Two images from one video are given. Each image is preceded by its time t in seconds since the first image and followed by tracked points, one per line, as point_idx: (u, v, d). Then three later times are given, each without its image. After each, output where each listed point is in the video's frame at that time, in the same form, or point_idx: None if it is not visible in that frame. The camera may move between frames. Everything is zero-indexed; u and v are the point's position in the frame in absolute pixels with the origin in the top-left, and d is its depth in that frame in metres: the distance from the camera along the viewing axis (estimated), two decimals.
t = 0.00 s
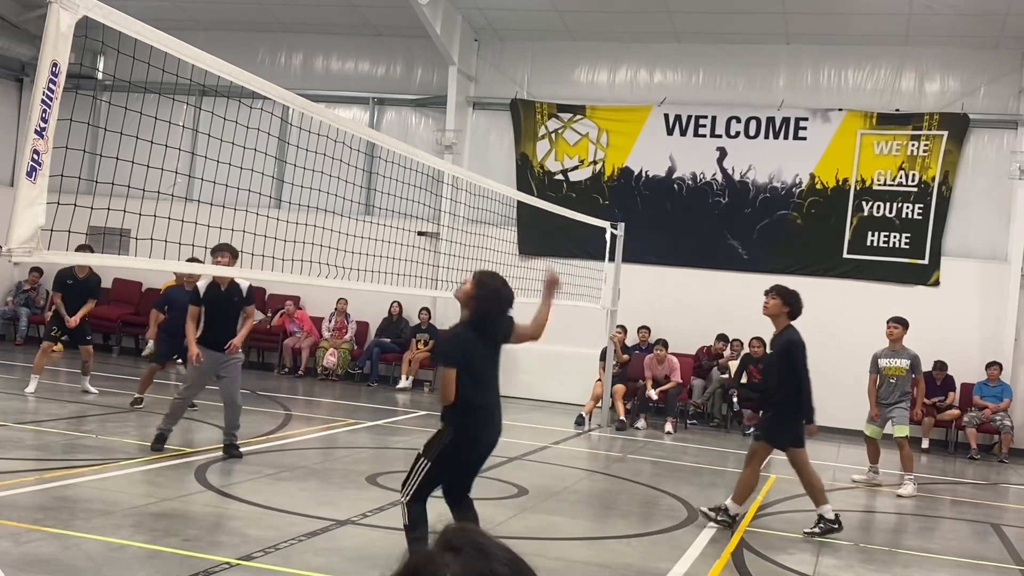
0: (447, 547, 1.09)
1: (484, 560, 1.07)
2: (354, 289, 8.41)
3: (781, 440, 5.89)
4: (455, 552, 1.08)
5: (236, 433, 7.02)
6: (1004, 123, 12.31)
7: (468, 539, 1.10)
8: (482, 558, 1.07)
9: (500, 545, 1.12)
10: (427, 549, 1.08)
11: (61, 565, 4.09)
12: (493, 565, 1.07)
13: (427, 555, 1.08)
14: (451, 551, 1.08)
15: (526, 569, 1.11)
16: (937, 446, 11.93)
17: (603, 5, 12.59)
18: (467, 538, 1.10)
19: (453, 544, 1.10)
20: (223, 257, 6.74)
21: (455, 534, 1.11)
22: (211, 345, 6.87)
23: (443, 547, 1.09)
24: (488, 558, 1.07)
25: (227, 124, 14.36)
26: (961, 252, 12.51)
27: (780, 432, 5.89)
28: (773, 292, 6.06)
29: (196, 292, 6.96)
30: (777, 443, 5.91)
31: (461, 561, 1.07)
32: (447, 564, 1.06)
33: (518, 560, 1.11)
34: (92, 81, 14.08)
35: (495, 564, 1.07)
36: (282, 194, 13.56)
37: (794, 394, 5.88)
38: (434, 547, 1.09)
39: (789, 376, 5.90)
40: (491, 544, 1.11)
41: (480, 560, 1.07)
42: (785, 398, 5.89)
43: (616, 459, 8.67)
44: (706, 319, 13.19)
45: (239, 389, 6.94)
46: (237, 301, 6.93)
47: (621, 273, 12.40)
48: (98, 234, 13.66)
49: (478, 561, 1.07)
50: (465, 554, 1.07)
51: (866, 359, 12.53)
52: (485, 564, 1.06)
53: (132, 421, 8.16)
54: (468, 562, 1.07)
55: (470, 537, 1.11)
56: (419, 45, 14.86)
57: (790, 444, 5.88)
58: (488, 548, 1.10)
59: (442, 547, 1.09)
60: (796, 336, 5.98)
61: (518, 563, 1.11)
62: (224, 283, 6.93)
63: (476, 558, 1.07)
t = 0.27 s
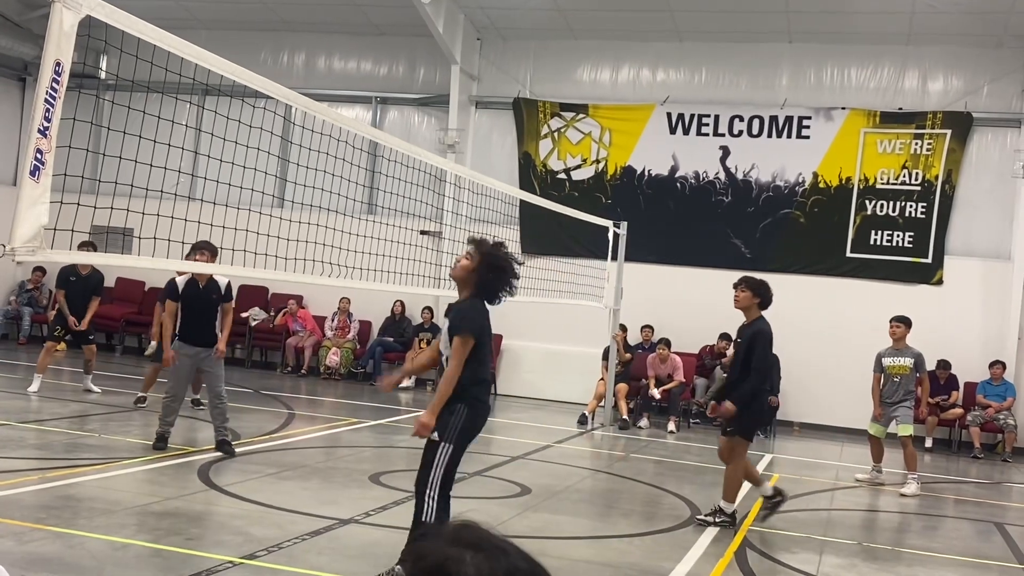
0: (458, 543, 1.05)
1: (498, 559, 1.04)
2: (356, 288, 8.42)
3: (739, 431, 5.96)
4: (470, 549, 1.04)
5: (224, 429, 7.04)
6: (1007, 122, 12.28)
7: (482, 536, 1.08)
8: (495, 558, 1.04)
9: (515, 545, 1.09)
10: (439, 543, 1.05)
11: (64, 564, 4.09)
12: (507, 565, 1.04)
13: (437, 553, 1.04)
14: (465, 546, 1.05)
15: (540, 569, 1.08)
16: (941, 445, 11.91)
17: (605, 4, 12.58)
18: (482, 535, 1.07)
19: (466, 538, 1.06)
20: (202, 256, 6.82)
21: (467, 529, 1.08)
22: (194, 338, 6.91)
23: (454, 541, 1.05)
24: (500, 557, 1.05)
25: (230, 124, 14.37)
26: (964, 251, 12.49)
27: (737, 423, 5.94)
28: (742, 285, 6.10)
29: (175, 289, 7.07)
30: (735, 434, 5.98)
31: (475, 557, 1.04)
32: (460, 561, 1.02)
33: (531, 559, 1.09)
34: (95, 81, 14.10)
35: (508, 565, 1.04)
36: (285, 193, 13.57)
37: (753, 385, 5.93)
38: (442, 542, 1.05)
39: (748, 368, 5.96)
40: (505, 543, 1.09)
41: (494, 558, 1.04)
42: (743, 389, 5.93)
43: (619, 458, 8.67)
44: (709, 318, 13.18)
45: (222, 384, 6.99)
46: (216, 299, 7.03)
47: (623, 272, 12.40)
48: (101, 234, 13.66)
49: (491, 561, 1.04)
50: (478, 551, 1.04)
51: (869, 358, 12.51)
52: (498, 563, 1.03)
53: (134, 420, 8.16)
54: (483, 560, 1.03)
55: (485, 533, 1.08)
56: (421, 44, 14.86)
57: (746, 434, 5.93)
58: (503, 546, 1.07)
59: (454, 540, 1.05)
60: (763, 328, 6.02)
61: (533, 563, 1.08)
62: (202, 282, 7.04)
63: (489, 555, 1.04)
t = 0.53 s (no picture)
0: (462, 538, 1.04)
1: (502, 555, 1.03)
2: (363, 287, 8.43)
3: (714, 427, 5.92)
4: (474, 544, 1.03)
5: (213, 425, 7.13)
6: (1014, 120, 12.24)
7: (486, 532, 1.07)
8: (500, 553, 1.03)
9: (521, 541, 1.09)
10: (444, 538, 1.04)
11: (73, 562, 4.11)
12: (512, 561, 1.03)
13: (440, 546, 1.03)
14: (469, 541, 1.04)
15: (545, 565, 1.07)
16: (948, 444, 11.88)
17: (610, 3, 12.57)
18: (487, 531, 1.06)
19: (469, 534, 1.06)
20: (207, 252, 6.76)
21: (470, 526, 1.08)
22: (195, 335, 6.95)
23: (456, 535, 1.04)
24: (507, 553, 1.04)
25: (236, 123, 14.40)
26: (971, 249, 12.45)
27: (710, 419, 5.89)
28: (722, 280, 6.05)
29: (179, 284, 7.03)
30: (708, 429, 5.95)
31: (478, 551, 1.03)
32: (463, 557, 1.01)
33: (536, 554, 1.08)
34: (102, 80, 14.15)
35: (513, 562, 1.03)
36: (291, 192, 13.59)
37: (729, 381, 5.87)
38: (444, 538, 1.04)
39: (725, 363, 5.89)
40: (509, 538, 1.08)
41: (499, 554, 1.03)
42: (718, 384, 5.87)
43: (625, 456, 8.67)
44: (715, 317, 13.16)
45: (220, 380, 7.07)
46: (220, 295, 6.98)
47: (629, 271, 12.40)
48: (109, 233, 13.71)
49: (495, 555, 1.03)
50: (482, 545, 1.03)
51: (876, 357, 12.49)
52: (502, 559, 1.03)
53: (142, 419, 8.19)
54: (488, 555, 1.02)
55: (490, 531, 1.07)
56: (427, 43, 14.87)
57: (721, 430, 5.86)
58: (507, 542, 1.07)
59: (456, 535, 1.04)
60: (745, 324, 5.93)
61: (536, 559, 1.07)
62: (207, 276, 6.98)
63: (493, 550, 1.03)
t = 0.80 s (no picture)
0: (462, 533, 1.04)
1: (504, 549, 1.03)
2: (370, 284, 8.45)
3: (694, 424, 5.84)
4: (475, 539, 1.03)
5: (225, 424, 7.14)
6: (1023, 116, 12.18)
7: (487, 527, 1.07)
8: (502, 545, 1.03)
9: (523, 535, 1.08)
10: (446, 532, 1.04)
11: (83, 559, 4.13)
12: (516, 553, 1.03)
13: (440, 540, 1.03)
14: (470, 536, 1.04)
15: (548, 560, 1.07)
16: (956, 441, 11.83)
17: None
18: (489, 527, 1.06)
19: (470, 529, 1.05)
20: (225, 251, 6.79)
21: (470, 521, 1.07)
22: (209, 332, 6.94)
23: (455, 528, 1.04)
24: (507, 547, 1.03)
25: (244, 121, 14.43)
26: (980, 246, 12.39)
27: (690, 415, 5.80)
28: (704, 274, 5.93)
29: (196, 281, 7.08)
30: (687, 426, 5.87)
31: (480, 544, 1.02)
32: (464, 551, 1.01)
33: (538, 548, 1.07)
34: (110, 79, 14.20)
35: (515, 556, 1.03)
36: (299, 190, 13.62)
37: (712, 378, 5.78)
38: (444, 533, 1.04)
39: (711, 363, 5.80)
40: (509, 531, 1.08)
41: (500, 549, 1.03)
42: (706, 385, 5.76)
43: (633, 454, 8.66)
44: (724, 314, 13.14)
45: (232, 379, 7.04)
46: (236, 293, 7.02)
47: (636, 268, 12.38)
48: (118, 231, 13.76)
49: (496, 548, 1.03)
50: (484, 539, 1.03)
51: (884, 354, 12.45)
52: (503, 552, 1.02)
53: (151, 416, 8.22)
54: (490, 549, 1.02)
55: (492, 526, 1.07)
56: (435, 40, 14.88)
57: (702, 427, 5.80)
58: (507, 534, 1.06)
59: (456, 529, 1.04)
60: (724, 319, 5.80)
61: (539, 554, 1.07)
62: (224, 274, 7.04)
63: (493, 544, 1.03)
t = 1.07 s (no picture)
0: (469, 532, 1.03)
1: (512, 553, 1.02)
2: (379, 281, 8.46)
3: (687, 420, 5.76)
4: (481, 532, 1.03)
5: (236, 420, 7.18)
6: None
7: (495, 524, 1.06)
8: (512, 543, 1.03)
9: (530, 533, 1.08)
10: (453, 529, 1.04)
11: (94, 555, 4.15)
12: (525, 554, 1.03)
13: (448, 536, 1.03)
14: (479, 534, 1.04)
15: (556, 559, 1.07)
16: (966, 439, 11.79)
17: None
18: (497, 523, 1.06)
19: (478, 527, 1.05)
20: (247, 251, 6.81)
21: (476, 519, 1.07)
22: (230, 330, 6.96)
23: (461, 527, 1.04)
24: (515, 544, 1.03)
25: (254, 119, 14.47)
26: (990, 243, 12.32)
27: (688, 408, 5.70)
28: (694, 267, 5.83)
29: (218, 279, 7.12)
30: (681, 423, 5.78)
31: (489, 544, 1.02)
32: (469, 549, 1.01)
33: (545, 546, 1.07)
34: (120, 76, 14.26)
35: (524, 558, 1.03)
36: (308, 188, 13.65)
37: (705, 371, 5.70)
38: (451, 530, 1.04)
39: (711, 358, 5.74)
40: (518, 529, 1.08)
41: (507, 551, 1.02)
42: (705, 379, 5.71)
43: (641, 451, 8.65)
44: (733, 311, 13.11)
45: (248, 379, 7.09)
46: (258, 292, 7.08)
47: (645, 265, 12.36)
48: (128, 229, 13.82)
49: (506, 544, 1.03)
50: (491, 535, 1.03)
51: (894, 351, 12.40)
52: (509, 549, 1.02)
53: (161, 413, 8.25)
54: (497, 546, 1.02)
55: (501, 523, 1.06)
56: (443, 38, 14.88)
57: (696, 420, 5.68)
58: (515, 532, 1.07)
59: (463, 527, 1.04)
60: (723, 314, 5.75)
61: (546, 554, 1.06)
62: (247, 273, 7.10)
63: (501, 544, 1.03)
